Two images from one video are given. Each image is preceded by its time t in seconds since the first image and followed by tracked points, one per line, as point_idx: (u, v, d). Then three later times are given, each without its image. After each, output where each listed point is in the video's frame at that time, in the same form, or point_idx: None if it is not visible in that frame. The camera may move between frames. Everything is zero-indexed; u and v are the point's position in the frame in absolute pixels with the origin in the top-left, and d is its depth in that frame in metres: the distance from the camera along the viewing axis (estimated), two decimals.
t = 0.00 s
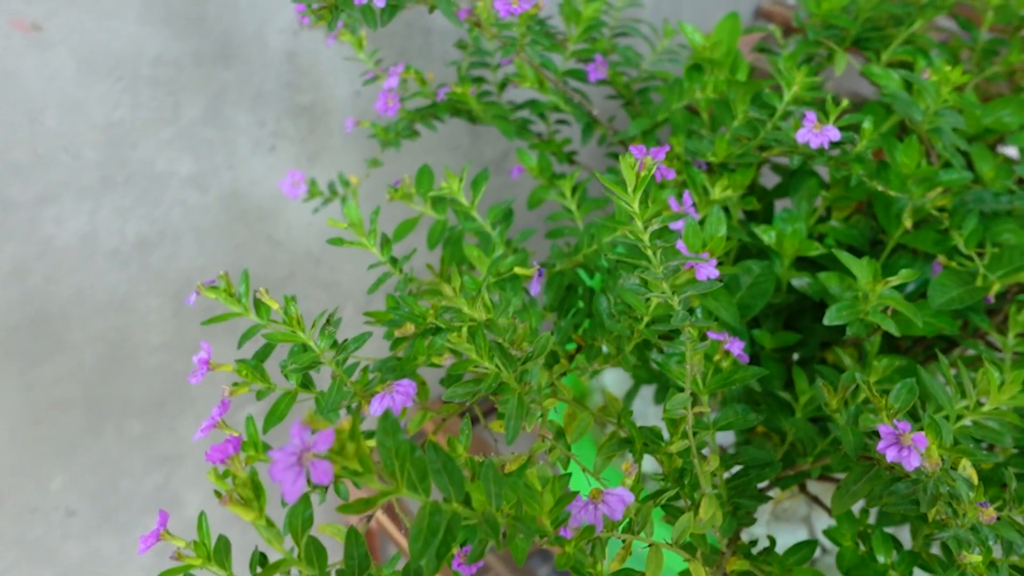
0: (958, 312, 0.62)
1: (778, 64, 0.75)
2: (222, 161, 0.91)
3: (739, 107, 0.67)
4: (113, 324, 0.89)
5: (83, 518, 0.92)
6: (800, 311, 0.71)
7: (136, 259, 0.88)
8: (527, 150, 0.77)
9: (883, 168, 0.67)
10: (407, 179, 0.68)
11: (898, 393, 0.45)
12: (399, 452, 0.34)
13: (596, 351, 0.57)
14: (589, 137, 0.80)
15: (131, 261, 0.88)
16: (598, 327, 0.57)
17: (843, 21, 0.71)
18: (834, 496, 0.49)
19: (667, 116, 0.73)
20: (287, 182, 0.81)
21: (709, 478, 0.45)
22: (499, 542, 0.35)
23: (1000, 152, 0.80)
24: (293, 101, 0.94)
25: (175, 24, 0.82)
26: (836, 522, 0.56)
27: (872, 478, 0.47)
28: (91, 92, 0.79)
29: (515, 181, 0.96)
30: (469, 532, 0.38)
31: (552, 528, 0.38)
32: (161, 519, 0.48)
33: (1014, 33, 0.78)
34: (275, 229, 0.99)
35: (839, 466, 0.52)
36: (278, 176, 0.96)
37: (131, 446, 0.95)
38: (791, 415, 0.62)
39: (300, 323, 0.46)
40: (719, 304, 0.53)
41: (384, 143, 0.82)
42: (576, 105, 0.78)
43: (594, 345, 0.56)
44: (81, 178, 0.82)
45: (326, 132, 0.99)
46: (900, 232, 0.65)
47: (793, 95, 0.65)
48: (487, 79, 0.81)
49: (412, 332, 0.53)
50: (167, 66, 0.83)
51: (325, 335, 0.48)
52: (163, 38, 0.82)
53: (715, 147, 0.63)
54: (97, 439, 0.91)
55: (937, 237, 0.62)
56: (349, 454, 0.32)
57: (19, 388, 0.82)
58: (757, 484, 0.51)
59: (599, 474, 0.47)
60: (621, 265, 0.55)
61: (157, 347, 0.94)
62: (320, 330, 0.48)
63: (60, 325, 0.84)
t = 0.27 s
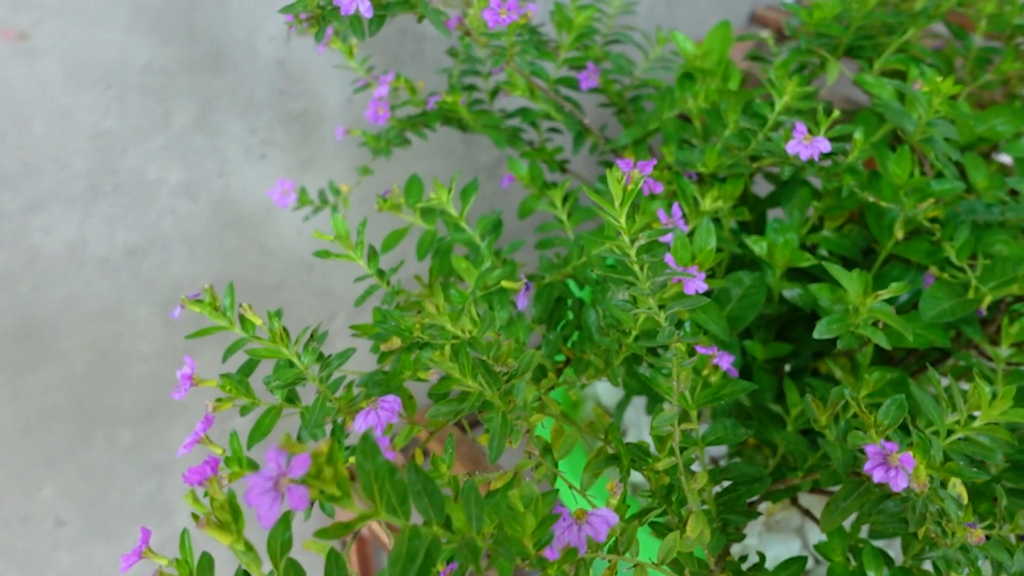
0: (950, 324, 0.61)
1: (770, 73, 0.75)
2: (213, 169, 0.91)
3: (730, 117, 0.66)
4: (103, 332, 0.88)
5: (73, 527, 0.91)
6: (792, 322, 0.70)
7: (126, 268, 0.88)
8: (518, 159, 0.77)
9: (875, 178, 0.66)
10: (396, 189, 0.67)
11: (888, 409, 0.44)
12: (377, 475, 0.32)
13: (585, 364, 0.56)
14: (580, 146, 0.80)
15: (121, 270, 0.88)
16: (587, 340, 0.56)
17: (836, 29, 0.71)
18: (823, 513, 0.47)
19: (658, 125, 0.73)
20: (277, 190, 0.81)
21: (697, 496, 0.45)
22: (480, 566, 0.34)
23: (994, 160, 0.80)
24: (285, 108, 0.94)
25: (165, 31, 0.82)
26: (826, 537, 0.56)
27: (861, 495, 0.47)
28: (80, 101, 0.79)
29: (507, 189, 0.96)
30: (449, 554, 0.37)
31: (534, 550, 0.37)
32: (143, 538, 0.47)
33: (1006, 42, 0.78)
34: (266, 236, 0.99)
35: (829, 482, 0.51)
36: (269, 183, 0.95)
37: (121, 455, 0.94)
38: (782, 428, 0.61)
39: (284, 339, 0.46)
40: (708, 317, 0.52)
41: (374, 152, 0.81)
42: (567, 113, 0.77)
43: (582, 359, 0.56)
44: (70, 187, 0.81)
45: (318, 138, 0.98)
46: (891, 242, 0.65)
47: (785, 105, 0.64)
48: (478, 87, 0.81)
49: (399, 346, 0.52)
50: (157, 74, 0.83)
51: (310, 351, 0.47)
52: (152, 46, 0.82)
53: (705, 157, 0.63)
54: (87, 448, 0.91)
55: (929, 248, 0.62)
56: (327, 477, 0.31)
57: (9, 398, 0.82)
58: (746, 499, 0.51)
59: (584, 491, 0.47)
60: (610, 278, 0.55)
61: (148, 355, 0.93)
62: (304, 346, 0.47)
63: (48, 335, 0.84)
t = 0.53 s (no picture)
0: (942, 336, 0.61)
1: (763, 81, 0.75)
2: (203, 177, 0.91)
3: (721, 126, 0.66)
4: (91, 342, 0.88)
5: (62, 538, 0.93)
6: (786, 332, 0.70)
7: (115, 277, 0.88)
8: (509, 168, 0.77)
9: (867, 189, 0.66)
10: (384, 199, 0.67)
11: (878, 425, 0.44)
12: (355, 498, 0.31)
13: (574, 378, 0.55)
14: (571, 155, 0.80)
15: (110, 279, 0.88)
16: (576, 353, 0.56)
17: (828, 37, 0.70)
18: (813, 530, 0.47)
19: (649, 135, 0.73)
20: (266, 200, 0.81)
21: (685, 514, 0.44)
22: None
23: (988, 169, 0.80)
24: (276, 115, 0.93)
25: (153, 39, 0.81)
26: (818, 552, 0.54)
27: (852, 512, 0.46)
28: (68, 109, 0.78)
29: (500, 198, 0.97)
30: None
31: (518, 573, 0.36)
32: (124, 559, 0.46)
33: (1002, 49, 0.78)
34: (256, 243, 0.99)
35: (819, 498, 0.50)
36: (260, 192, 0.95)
37: (111, 465, 0.95)
38: (774, 442, 0.61)
39: (267, 355, 0.45)
40: (697, 330, 0.51)
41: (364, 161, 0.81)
42: (557, 122, 0.77)
43: (571, 372, 0.55)
44: (58, 196, 0.81)
45: (309, 145, 0.98)
46: (884, 253, 0.64)
47: (776, 115, 0.64)
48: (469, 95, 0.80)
49: (385, 361, 0.52)
50: (145, 82, 0.82)
51: (293, 367, 0.46)
52: (140, 54, 0.81)
53: (696, 168, 0.62)
54: (76, 459, 0.92)
55: (922, 259, 0.61)
56: (303, 503, 0.30)
57: None
58: (736, 515, 0.51)
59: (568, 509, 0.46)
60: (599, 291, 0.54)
61: (137, 365, 0.93)
62: (287, 362, 0.47)
63: (36, 345, 0.84)
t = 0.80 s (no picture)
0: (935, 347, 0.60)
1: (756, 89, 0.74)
2: (194, 185, 0.90)
3: (713, 136, 0.66)
4: (81, 351, 0.88)
5: (53, 546, 0.94)
6: (779, 343, 0.69)
7: (106, 286, 0.87)
8: (500, 177, 0.76)
9: (860, 198, 0.65)
10: (373, 209, 0.66)
11: (869, 442, 0.43)
12: (335, 526, 0.30)
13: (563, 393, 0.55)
14: (563, 163, 0.79)
15: (99, 288, 0.87)
16: (566, 366, 0.55)
17: (822, 45, 0.69)
18: (805, 547, 0.46)
19: (640, 143, 0.72)
20: (256, 210, 0.81)
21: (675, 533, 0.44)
22: None
23: (981, 176, 0.79)
24: (267, 123, 0.93)
25: (142, 46, 0.80)
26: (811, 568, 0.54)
27: (844, 529, 0.45)
28: (56, 117, 0.77)
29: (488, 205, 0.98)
30: None
31: None
32: None
33: (996, 56, 0.77)
34: (246, 252, 0.98)
35: (811, 514, 0.50)
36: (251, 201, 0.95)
37: (100, 475, 0.96)
38: (767, 455, 0.60)
39: (249, 373, 0.45)
40: (688, 343, 0.51)
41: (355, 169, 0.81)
42: (549, 131, 0.76)
43: (560, 386, 0.55)
44: (47, 205, 0.79)
45: (300, 152, 0.98)
46: (877, 264, 0.64)
47: (769, 124, 0.63)
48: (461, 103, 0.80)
49: (371, 376, 0.51)
50: (135, 89, 0.81)
51: (276, 385, 0.46)
52: (130, 61, 0.80)
53: (687, 179, 0.62)
54: (67, 469, 0.92)
55: (917, 270, 0.60)
56: (280, 531, 0.29)
57: None
58: (727, 533, 0.50)
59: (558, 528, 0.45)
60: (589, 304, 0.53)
61: (127, 374, 0.94)
62: (270, 380, 0.46)
63: (26, 356, 0.83)
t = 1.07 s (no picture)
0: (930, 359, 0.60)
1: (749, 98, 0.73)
2: (185, 194, 0.89)
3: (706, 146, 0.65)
4: (72, 362, 0.87)
5: (45, 557, 0.94)
6: (774, 354, 0.69)
7: (97, 296, 0.87)
8: (493, 186, 0.76)
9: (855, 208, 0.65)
10: (364, 220, 0.65)
11: (862, 459, 0.43)
12: (315, 552, 0.27)
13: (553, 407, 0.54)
14: (556, 172, 0.79)
15: (90, 298, 0.86)
16: (557, 381, 0.54)
17: (816, 54, 0.69)
18: (798, 567, 0.45)
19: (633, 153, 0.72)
20: (247, 220, 0.80)
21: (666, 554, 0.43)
22: None
23: (977, 185, 0.79)
24: (259, 131, 0.92)
25: (132, 54, 0.79)
26: None
27: (837, 547, 0.45)
28: (45, 126, 0.76)
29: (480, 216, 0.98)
30: None
31: None
32: None
33: (991, 63, 0.77)
34: (238, 261, 0.98)
35: (804, 531, 0.49)
36: (244, 210, 0.94)
37: (93, 486, 0.95)
38: (761, 469, 0.59)
39: (233, 391, 0.44)
40: (680, 358, 0.50)
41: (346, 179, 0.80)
42: (542, 140, 0.76)
43: (551, 401, 0.54)
44: (37, 215, 0.79)
45: (293, 160, 0.97)
46: (871, 275, 0.63)
47: (762, 134, 0.63)
48: (453, 112, 0.79)
49: (359, 393, 0.50)
50: (125, 98, 0.80)
51: (259, 403, 0.45)
52: (120, 69, 0.79)
53: (680, 190, 0.61)
54: (58, 479, 0.92)
55: (912, 281, 0.60)
56: (262, 561, 0.27)
57: None
58: (720, 551, 0.49)
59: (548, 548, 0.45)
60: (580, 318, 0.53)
61: (120, 384, 0.93)
62: (253, 397, 0.46)
63: (16, 366, 0.83)
